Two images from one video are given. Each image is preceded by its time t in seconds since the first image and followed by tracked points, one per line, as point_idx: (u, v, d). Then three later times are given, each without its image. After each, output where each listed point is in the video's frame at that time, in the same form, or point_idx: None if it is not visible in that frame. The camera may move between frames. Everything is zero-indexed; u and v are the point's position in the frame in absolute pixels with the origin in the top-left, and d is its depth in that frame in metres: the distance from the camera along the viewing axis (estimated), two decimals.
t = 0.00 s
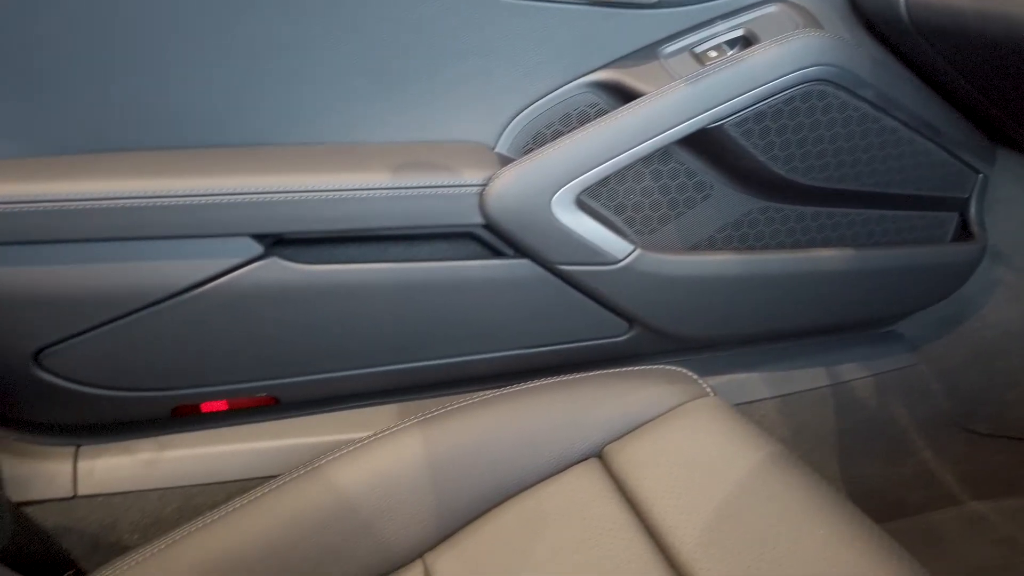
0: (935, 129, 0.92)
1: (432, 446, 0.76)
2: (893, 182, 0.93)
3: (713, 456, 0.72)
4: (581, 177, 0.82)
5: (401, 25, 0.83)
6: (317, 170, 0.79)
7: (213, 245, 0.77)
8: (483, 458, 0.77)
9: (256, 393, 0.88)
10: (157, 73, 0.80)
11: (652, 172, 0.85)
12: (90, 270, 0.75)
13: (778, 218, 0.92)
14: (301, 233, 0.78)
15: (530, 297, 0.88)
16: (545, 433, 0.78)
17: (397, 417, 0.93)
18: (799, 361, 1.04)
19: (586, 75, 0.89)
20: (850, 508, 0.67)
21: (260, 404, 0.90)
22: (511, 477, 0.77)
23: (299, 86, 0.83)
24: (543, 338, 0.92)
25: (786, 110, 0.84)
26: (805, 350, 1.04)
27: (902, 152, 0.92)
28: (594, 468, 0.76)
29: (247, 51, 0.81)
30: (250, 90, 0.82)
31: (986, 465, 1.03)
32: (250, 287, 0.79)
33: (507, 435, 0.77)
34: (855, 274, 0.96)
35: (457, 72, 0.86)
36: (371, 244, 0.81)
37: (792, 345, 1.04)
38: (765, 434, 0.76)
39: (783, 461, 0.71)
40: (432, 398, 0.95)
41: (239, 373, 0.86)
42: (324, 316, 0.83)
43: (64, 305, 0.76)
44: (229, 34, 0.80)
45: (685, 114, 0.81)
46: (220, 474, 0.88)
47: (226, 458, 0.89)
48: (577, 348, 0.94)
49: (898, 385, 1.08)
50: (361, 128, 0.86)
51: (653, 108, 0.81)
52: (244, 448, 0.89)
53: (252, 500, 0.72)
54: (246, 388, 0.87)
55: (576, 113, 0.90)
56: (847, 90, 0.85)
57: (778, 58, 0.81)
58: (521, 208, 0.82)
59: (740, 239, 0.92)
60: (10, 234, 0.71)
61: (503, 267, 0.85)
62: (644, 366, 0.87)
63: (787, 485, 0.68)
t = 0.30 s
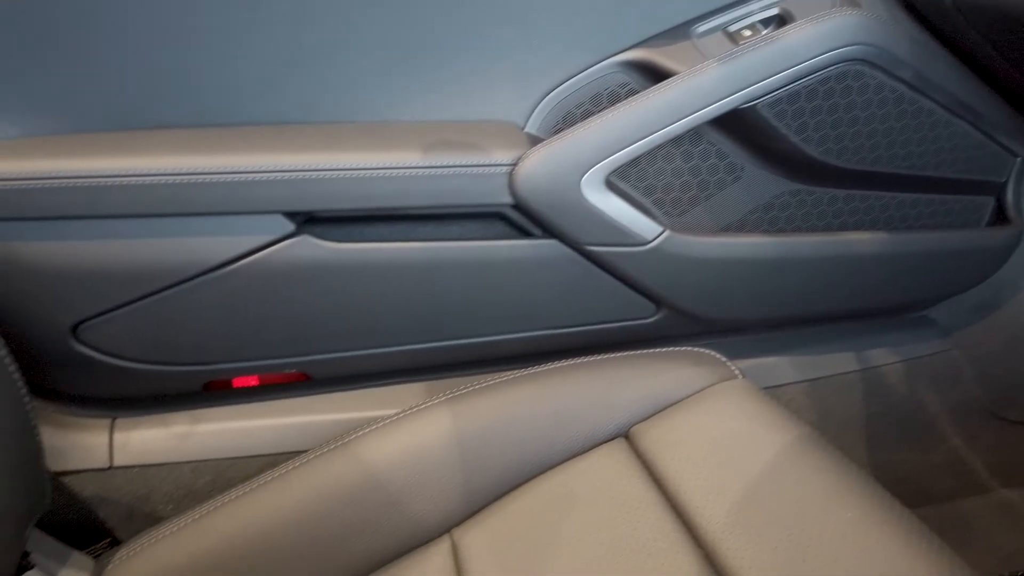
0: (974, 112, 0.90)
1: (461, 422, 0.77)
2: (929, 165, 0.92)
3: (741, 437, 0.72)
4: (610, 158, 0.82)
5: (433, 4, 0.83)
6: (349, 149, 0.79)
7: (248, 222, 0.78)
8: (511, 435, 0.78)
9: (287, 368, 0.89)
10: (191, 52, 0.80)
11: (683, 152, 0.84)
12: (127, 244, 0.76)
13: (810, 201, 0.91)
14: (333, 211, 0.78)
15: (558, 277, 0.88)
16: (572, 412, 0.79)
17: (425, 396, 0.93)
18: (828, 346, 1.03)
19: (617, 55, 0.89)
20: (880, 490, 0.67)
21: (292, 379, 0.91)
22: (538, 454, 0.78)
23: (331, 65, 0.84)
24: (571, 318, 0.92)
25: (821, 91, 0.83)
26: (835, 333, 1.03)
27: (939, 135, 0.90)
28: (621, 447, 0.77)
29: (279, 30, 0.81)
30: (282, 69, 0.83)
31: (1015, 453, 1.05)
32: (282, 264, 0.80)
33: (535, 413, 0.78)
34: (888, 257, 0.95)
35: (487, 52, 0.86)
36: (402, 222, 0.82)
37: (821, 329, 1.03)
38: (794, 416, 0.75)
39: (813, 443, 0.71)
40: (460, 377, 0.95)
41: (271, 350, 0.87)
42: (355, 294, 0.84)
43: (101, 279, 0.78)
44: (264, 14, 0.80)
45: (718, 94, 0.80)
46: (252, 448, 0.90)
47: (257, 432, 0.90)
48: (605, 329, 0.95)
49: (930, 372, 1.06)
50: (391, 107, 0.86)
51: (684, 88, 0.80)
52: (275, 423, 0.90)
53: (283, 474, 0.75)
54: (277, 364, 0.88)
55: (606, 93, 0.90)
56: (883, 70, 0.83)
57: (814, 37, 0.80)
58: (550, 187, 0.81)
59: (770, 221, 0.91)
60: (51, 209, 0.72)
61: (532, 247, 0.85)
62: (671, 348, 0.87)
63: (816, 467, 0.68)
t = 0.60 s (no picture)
0: (1016, 85, 0.87)
1: (490, 394, 0.78)
2: (968, 141, 0.90)
3: (770, 412, 0.72)
4: (642, 131, 0.81)
5: None
6: (381, 121, 0.79)
7: (282, 192, 0.79)
8: (540, 407, 0.78)
9: (319, 338, 0.91)
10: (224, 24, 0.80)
11: (716, 126, 0.83)
12: (165, 213, 0.78)
13: (845, 176, 0.90)
14: (365, 182, 0.79)
15: (588, 251, 0.88)
16: (600, 385, 0.80)
17: (454, 367, 0.95)
18: (860, 324, 1.02)
19: (651, 27, 0.88)
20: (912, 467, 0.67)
21: (324, 349, 0.93)
22: (566, 425, 0.79)
23: (363, 37, 0.84)
24: (600, 292, 0.92)
25: (859, 64, 0.81)
26: (867, 311, 1.02)
27: (980, 110, 0.88)
28: (649, 420, 0.77)
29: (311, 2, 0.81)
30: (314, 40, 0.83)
31: None
32: (315, 235, 0.81)
33: (563, 385, 0.79)
34: (922, 234, 0.94)
35: (519, 23, 0.85)
36: (433, 195, 0.82)
37: (853, 307, 1.02)
38: (824, 391, 0.75)
39: (843, 419, 0.71)
40: (488, 349, 0.96)
41: (304, 320, 0.88)
42: (386, 266, 0.85)
43: (140, 247, 0.79)
44: None
45: (753, 66, 0.79)
46: (285, 415, 0.92)
47: (290, 400, 0.92)
48: (634, 305, 0.95)
49: (963, 351, 1.05)
50: (423, 79, 0.86)
51: (719, 61, 0.79)
52: (308, 391, 0.92)
53: (316, 441, 0.77)
54: (310, 334, 0.90)
55: (639, 65, 0.90)
56: (924, 43, 0.81)
57: (854, 9, 0.78)
58: (582, 160, 0.81)
59: (804, 197, 0.90)
60: (91, 178, 0.74)
61: (562, 221, 0.85)
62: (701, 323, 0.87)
63: (846, 444, 0.68)
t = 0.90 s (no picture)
0: None
1: (510, 365, 0.78)
2: (1000, 114, 0.88)
3: (791, 384, 0.72)
4: (666, 101, 0.80)
5: None
6: (403, 89, 0.79)
7: (304, 161, 0.78)
8: (559, 379, 0.79)
9: (341, 308, 0.91)
10: None
11: (741, 97, 0.82)
12: (189, 181, 0.78)
13: (872, 149, 0.88)
14: (387, 151, 0.79)
15: (609, 223, 0.88)
16: (620, 357, 0.80)
17: (474, 337, 0.95)
18: (884, 299, 1.01)
19: None
20: (934, 440, 0.67)
21: (344, 319, 0.93)
22: (585, 396, 0.79)
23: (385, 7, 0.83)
24: (621, 264, 0.92)
25: (890, 33, 0.79)
26: (891, 286, 1.01)
27: (1013, 82, 0.86)
28: (669, 392, 0.77)
29: None
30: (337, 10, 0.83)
31: None
32: (338, 204, 0.81)
33: (582, 357, 0.79)
34: (950, 208, 0.93)
35: None
36: (454, 166, 0.82)
37: (877, 282, 1.01)
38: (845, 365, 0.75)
39: (865, 392, 0.71)
40: (508, 321, 0.97)
41: (326, 289, 0.89)
42: (407, 236, 0.85)
43: (164, 214, 0.80)
44: None
45: (781, 35, 0.77)
46: (307, 383, 0.93)
47: (312, 369, 0.93)
48: (654, 278, 0.94)
49: (988, 328, 1.04)
50: (444, 50, 0.86)
51: (746, 29, 0.77)
52: (330, 360, 0.93)
53: (337, 408, 0.77)
54: (332, 303, 0.91)
55: (664, 35, 0.88)
56: (957, 11, 0.79)
57: None
58: (605, 130, 0.80)
59: (830, 170, 0.88)
60: (116, 145, 0.74)
61: (584, 192, 0.84)
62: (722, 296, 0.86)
63: (868, 417, 0.67)
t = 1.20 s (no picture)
0: None
1: (526, 338, 0.78)
2: None
3: (809, 359, 0.72)
4: (687, 72, 0.79)
5: None
6: (421, 59, 0.78)
7: (322, 132, 0.78)
8: (575, 351, 0.79)
9: (359, 279, 0.92)
10: None
11: (764, 69, 0.81)
12: (209, 151, 0.78)
13: (896, 122, 0.86)
14: (405, 122, 0.78)
15: (628, 196, 0.87)
16: (637, 330, 0.80)
17: (490, 310, 0.95)
18: (905, 275, 1.00)
19: None
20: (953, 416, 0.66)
21: (362, 290, 0.94)
22: (601, 368, 0.79)
23: None
24: (639, 238, 0.92)
25: (917, 4, 0.78)
26: (912, 262, 1.00)
27: None
28: (685, 366, 0.77)
29: None
30: None
31: None
32: (356, 176, 0.81)
33: (598, 330, 0.79)
34: (974, 183, 0.91)
35: None
36: (472, 138, 0.82)
37: (898, 258, 1.00)
38: (864, 339, 0.74)
39: (883, 367, 0.70)
40: (525, 294, 0.97)
41: (344, 260, 0.89)
42: (425, 208, 0.85)
43: (184, 184, 0.81)
44: None
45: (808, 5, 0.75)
46: (325, 353, 0.94)
47: (330, 339, 0.94)
48: (672, 252, 0.94)
49: (1010, 305, 1.03)
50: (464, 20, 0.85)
51: None
52: (348, 331, 0.94)
53: (355, 378, 0.78)
54: (350, 274, 0.91)
55: (686, 5, 0.86)
56: None
57: None
58: (625, 102, 0.79)
59: (852, 144, 0.87)
60: (137, 113, 0.75)
61: (602, 165, 0.84)
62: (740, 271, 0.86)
63: (886, 391, 0.67)
